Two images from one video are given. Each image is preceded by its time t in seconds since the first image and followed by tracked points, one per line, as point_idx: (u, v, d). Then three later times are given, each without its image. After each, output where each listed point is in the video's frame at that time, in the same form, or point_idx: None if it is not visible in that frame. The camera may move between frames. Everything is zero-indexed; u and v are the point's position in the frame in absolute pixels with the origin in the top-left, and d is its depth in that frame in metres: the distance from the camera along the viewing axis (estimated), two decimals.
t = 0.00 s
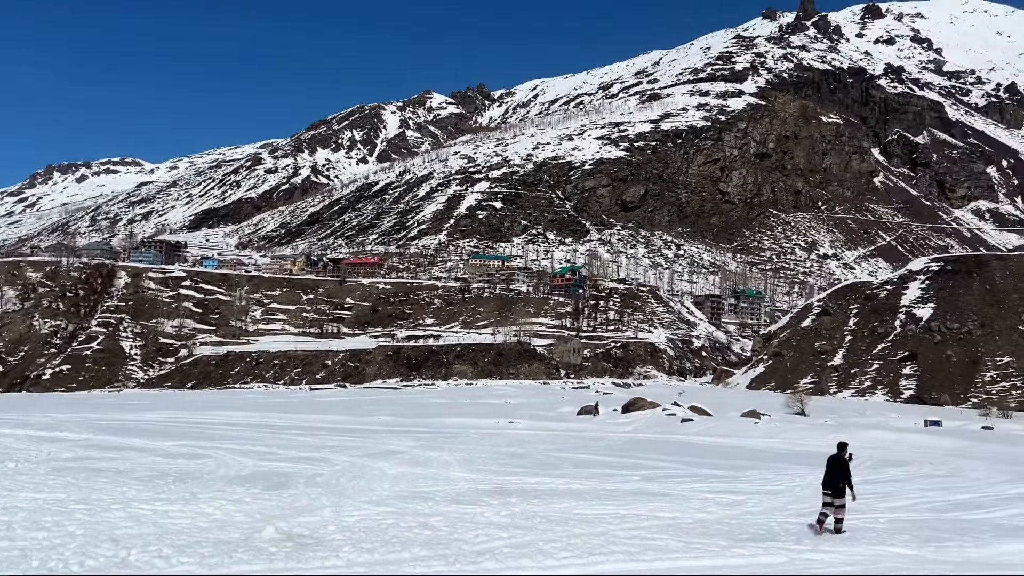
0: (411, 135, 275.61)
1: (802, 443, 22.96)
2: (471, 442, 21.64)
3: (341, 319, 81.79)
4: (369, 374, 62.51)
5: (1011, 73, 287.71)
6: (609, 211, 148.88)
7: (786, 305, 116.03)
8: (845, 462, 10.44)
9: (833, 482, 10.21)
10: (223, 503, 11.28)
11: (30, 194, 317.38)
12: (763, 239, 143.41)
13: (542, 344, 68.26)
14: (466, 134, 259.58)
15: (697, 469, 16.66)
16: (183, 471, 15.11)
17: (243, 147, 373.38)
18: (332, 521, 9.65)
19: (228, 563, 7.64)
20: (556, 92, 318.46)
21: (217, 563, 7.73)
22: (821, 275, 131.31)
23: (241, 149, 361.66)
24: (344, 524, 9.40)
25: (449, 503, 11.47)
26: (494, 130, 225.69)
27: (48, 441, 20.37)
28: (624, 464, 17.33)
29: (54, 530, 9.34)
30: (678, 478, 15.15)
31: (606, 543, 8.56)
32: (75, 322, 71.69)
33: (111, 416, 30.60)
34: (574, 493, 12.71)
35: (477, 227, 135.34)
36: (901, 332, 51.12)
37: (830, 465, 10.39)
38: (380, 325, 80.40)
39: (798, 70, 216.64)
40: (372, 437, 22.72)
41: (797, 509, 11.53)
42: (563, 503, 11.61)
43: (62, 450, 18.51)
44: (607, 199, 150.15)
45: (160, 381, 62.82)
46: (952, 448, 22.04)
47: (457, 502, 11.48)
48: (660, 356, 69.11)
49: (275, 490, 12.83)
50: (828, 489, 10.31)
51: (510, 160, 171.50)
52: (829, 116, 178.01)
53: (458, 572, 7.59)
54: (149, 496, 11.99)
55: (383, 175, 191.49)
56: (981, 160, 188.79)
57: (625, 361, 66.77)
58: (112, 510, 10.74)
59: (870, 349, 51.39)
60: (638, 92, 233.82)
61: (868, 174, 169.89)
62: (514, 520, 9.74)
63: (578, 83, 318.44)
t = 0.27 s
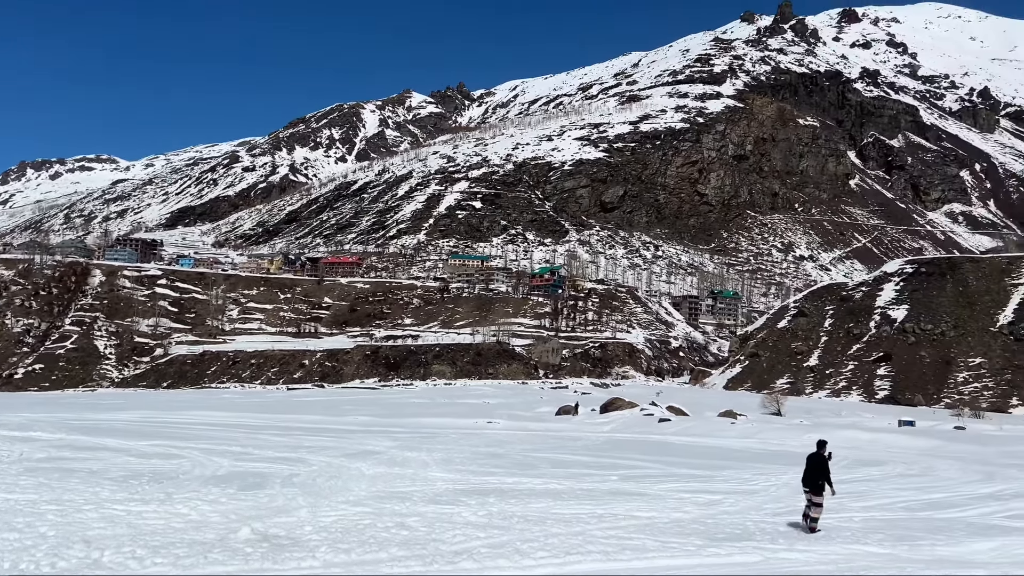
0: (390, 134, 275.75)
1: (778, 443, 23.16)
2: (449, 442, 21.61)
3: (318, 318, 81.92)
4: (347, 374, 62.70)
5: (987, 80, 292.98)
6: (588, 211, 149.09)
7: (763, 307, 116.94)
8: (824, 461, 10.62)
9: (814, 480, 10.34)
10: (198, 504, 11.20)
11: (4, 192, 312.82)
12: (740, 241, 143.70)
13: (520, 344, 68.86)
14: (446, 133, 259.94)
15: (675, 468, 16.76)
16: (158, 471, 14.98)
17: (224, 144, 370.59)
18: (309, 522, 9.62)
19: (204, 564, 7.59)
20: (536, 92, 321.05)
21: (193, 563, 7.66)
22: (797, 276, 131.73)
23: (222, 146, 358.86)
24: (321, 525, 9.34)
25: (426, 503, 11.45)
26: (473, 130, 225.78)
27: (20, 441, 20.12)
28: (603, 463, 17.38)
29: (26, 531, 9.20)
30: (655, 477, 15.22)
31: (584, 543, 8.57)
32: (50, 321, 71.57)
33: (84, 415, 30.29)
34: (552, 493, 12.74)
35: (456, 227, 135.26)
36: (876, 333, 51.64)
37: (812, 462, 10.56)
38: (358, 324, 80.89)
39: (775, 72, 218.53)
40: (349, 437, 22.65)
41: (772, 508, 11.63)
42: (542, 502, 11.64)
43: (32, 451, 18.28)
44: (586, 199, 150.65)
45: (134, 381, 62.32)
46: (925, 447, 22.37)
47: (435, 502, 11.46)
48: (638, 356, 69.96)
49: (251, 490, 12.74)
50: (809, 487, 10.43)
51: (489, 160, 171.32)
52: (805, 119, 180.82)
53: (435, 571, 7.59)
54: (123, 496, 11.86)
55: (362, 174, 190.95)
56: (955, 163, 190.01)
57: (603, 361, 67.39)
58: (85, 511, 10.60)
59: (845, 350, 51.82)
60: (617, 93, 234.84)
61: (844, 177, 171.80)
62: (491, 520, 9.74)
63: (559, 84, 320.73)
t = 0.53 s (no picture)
0: (371, 134, 276.05)
1: (757, 443, 23.29)
2: (428, 442, 21.58)
3: (297, 318, 81.37)
4: (326, 374, 62.39)
5: (965, 85, 298.27)
6: (569, 212, 149.20)
7: (742, 307, 117.99)
8: (803, 460, 10.77)
9: (794, 479, 10.50)
10: (175, 505, 11.11)
11: None
12: (719, 242, 144.56)
13: (500, 345, 69.31)
14: (427, 133, 260.25)
15: (653, 468, 16.86)
16: (133, 472, 14.84)
17: (205, 142, 367.62)
18: (288, 522, 9.58)
19: (181, 564, 7.55)
20: (517, 93, 322.87)
21: (170, 564, 7.62)
22: (776, 277, 132.50)
23: (203, 144, 355.88)
24: (300, 525, 9.30)
25: (404, 504, 11.47)
26: (454, 130, 225.67)
27: None
28: (582, 463, 17.44)
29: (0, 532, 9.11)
30: (635, 478, 15.27)
31: (563, 543, 8.59)
32: (24, 320, 70.84)
33: (58, 416, 30.00)
34: (530, 494, 12.76)
35: (437, 227, 135.14)
36: (853, 334, 52.09)
37: (790, 462, 10.74)
38: (337, 324, 80.61)
39: (755, 75, 220.15)
40: (328, 438, 22.52)
41: (750, 508, 11.74)
42: (521, 502, 11.66)
43: (3, 451, 18.07)
44: (566, 200, 150.76)
45: (109, 381, 61.58)
46: (900, 447, 22.63)
47: (413, 503, 11.43)
48: (617, 357, 70.61)
49: (228, 491, 12.67)
50: (789, 488, 10.56)
51: (470, 160, 170.96)
52: (783, 122, 183.49)
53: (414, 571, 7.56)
54: (98, 497, 11.74)
55: (342, 173, 190.42)
56: (931, 166, 192.03)
57: (582, 361, 67.91)
58: (59, 512, 10.48)
59: (822, 351, 52.23)
60: (598, 95, 235.72)
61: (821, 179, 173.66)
62: (471, 521, 9.75)
63: (540, 85, 322.89)
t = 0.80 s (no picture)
0: (352, 133, 275.88)
1: (737, 443, 23.47)
2: (410, 443, 21.57)
3: (277, 318, 81.00)
4: (306, 374, 62.34)
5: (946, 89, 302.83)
6: (551, 212, 148.95)
7: (722, 308, 118.85)
8: (787, 461, 10.74)
9: (779, 480, 10.48)
10: (153, 506, 11.03)
11: None
12: (700, 243, 145.59)
13: (481, 345, 69.56)
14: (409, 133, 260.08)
15: (633, 468, 16.92)
16: (111, 474, 14.68)
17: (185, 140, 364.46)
18: (267, 524, 9.53)
19: (158, 566, 7.49)
20: (499, 93, 324.35)
21: (148, 566, 7.56)
22: (755, 279, 134.51)
23: (183, 142, 352.75)
24: (279, 527, 9.24)
25: (385, 505, 11.44)
26: (436, 130, 225.06)
27: None
28: (562, 463, 17.50)
29: None
30: (616, 478, 15.33)
31: (543, 543, 8.59)
32: None
33: (33, 416, 29.78)
34: (512, 494, 12.74)
35: (418, 227, 134.72)
36: (832, 335, 52.46)
37: (774, 463, 10.71)
38: (317, 324, 80.30)
39: (736, 77, 221.33)
40: (308, 438, 22.44)
41: (731, 508, 11.78)
42: (503, 503, 11.66)
43: None
44: (548, 201, 150.24)
45: (86, 381, 60.99)
46: (877, 447, 22.90)
47: (393, 504, 11.41)
48: (598, 357, 71.00)
49: (207, 491, 12.59)
50: (773, 488, 10.57)
51: (452, 159, 169.82)
52: (763, 124, 185.27)
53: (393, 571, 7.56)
54: (75, 499, 11.62)
55: (323, 172, 189.43)
56: (909, 169, 193.82)
57: (564, 362, 68.23)
58: (34, 514, 10.35)
59: (802, 351, 52.58)
60: (580, 96, 236.05)
61: (801, 181, 174.77)
62: (452, 521, 9.74)
63: (522, 85, 324.82)
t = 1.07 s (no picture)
0: (334, 132, 275.83)
1: (718, 443, 23.64)
2: (393, 443, 21.57)
3: (258, 318, 80.83)
4: (287, 374, 62.35)
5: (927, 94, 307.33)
6: (534, 213, 149.11)
7: (704, 309, 119.42)
8: (771, 458, 10.73)
9: (764, 479, 10.46)
10: (131, 508, 10.95)
11: None
12: (682, 244, 146.19)
13: (464, 346, 69.77)
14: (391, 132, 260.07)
15: (615, 468, 16.99)
16: (88, 475, 14.54)
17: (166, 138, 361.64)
18: (245, 525, 9.46)
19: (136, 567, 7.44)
20: (482, 94, 325.65)
21: (124, 566, 7.52)
22: (737, 280, 135.11)
23: (164, 141, 349.58)
24: (258, 528, 9.18)
25: (366, 506, 11.38)
26: (419, 130, 224.73)
27: None
28: (545, 464, 17.55)
29: None
30: (597, 478, 15.38)
31: (525, 544, 8.58)
32: None
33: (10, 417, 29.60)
34: (495, 495, 12.70)
35: (401, 227, 134.48)
36: (812, 336, 52.81)
37: (760, 462, 10.67)
38: (299, 324, 80.23)
39: (718, 79, 222.65)
40: (288, 439, 22.40)
41: (712, 508, 11.82)
42: (485, 503, 11.65)
43: None
44: (531, 201, 150.41)
45: (64, 381, 60.48)
46: (857, 448, 23.09)
47: (374, 504, 11.37)
48: (580, 357, 71.42)
49: (187, 492, 12.52)
50: (758, 487, 10.55)
51: (435, 159, 169.71)
52: (745, 125, 186.20)
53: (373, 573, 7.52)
54: (51, 500, 11.51)
55: (305, 171, 188.66)
56: (888, 171, 195.34)
57: (546, 363, 68.76)
58: (7, 516, 10.23)
59: (782, 352, 52.90)
60: (563, 96, 236.78)
61: (782, 183, 175.75)
62: (433, 522, 9.75)
63: (504, 86, 326.52)
